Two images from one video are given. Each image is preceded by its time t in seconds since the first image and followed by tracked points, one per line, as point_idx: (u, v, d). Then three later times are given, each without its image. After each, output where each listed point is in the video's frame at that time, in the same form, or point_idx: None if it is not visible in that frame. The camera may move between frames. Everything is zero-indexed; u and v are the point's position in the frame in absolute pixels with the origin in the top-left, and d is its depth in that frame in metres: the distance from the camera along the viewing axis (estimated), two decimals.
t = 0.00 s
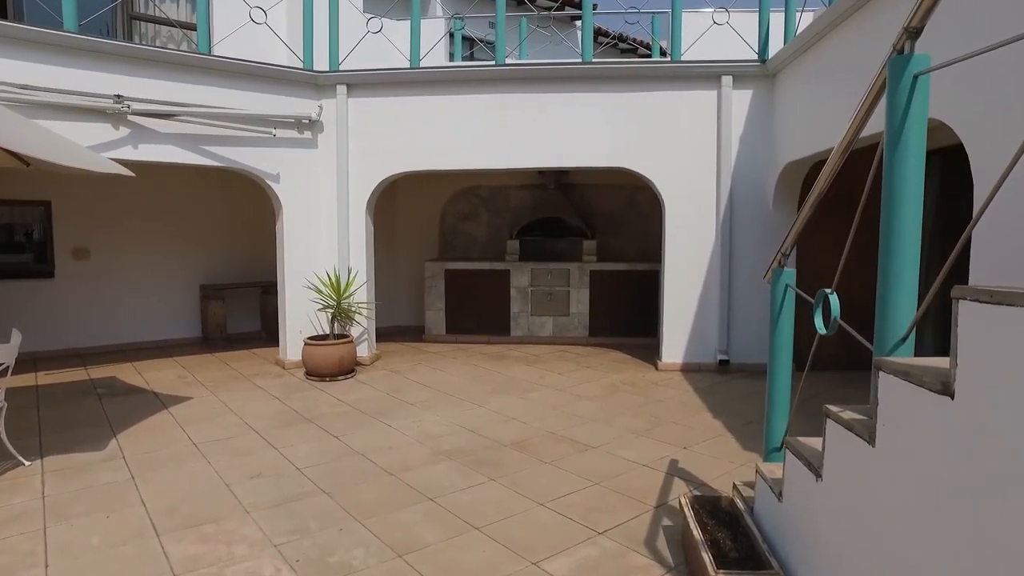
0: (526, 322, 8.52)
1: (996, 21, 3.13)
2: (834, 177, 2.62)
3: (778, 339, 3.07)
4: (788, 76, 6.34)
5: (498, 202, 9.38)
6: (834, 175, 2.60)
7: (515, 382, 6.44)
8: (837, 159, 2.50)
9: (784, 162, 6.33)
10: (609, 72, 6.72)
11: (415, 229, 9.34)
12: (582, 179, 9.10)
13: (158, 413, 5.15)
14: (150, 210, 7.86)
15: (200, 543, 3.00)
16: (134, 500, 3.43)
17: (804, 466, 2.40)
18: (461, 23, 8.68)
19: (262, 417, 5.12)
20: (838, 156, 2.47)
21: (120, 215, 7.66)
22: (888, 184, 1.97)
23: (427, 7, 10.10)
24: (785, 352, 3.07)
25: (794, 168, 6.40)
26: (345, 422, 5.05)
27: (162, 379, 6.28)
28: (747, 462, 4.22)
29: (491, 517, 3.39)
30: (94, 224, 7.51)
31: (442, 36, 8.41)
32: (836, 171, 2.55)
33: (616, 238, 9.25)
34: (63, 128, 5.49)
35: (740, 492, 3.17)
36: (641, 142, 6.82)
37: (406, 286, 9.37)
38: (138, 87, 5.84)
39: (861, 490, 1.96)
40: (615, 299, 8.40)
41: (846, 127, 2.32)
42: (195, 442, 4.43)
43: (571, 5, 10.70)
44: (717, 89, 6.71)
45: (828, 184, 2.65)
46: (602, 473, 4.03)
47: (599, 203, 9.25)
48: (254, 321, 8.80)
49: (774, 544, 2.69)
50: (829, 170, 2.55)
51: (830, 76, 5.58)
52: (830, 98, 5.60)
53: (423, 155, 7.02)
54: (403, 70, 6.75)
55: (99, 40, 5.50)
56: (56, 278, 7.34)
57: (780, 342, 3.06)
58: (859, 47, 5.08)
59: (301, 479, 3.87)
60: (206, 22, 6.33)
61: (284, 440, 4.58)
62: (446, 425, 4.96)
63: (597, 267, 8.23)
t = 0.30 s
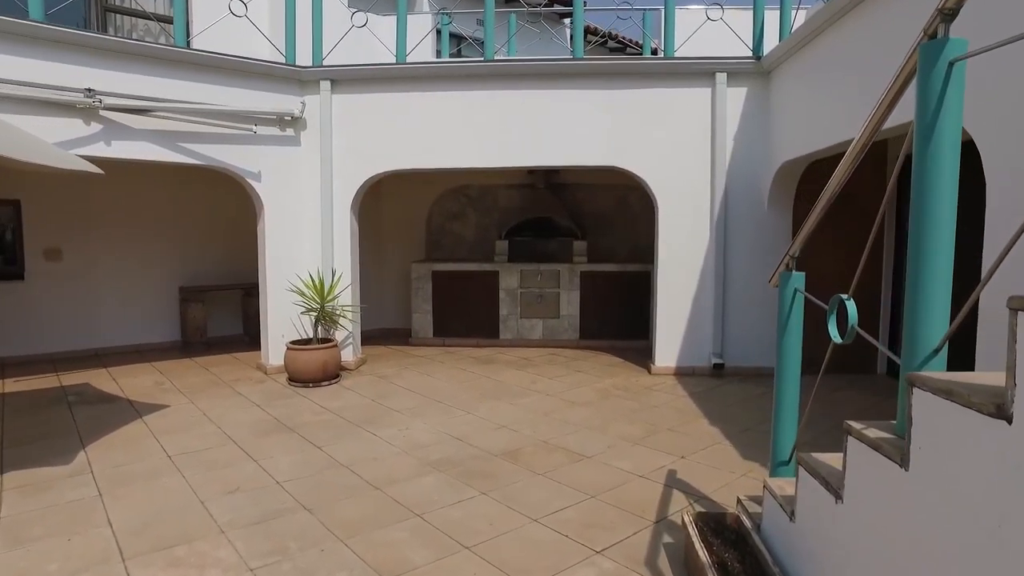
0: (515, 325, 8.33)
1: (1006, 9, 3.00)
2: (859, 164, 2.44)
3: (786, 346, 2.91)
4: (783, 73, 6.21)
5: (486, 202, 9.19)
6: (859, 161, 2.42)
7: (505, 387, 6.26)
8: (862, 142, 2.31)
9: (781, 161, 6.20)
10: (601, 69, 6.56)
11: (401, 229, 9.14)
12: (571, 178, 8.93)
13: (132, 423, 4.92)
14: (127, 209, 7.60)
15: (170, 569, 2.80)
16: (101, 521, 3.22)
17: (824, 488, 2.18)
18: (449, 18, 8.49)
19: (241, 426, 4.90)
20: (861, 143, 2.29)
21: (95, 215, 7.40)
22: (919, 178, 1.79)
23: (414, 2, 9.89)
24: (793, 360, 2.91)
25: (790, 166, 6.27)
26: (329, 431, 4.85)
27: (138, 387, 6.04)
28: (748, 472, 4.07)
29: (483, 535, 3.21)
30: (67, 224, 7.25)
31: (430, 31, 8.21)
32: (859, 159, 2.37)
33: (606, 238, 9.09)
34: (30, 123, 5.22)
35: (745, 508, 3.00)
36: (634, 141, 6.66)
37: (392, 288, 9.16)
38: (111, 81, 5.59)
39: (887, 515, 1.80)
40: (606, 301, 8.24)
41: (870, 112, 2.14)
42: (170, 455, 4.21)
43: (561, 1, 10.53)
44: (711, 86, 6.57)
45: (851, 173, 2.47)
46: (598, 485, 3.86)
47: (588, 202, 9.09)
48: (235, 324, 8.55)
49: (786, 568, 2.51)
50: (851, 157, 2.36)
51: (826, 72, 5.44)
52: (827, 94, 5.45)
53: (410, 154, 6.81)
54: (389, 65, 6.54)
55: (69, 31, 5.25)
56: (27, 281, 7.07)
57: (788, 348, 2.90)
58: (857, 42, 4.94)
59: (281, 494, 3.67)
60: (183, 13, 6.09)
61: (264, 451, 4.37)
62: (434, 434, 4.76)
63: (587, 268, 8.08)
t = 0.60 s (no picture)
0: (510, 326, 8.19)
1: None
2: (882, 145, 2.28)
3: (795, 350, 2.78)
4: (782, 70, 6.09)
5: (480, 201, 9.04)
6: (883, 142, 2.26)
7: (499, 390, 6.11)
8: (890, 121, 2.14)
9: (780, 160, 6.09)
10: (597, 65, 6.43)
11: (393, 229, 8.98)
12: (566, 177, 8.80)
13: (113, 429, 4.75)
14: (112, 209, 7.41)
15: None
16: (76, 536, 3.06)
17: (843, 503, 2.05)
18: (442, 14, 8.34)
19: (227, 433, 4.74)
20: (887, 129, 2.15)
21: (78, 214, 7.21)
22: (951, 171, 1.66)
23: None
24: (804, 363, 2.78)
25: (790, 165, 6.16)
26: (318, 437, 4.69)
27: (121, 391, 5.86)
28: (752, 480, 3.94)
29: (479, 549, 3.06)
30: (49, 224, 7.05)
31: (422, 27, 8.06)
32: (883, 146, 2.23)
33: (602, 238, 8.96)
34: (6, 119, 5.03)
35: (753, 520, 2.88)
36: (631, 139, 6.53)
37: (384, 289, 9.00)
38: (92, 76, 5.41)
39: (917, 535, 1.67)
40: (601, 302, 8.12)
41: (898, 95, 2.00)
42: (152, 463, 4.04)
43: None
44: (709, 83, 6.45)
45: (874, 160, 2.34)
46: (597, 494, 3.72)
47: (583, 201, 8.96)
48: (223, 326, 8.37)
49: None
50: (874, 142, 2.23)
51: (826, 69, 5.32)
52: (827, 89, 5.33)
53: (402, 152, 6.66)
54: (381, 61, 6.39)
55: (47, 24, 5.07)
56: (8, 281, 6.87)
57: (798, 351, 2.77)
58: (858, 35, 4.81)
59: (267, 505, 3.51)
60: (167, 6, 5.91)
61: (250, 459, 4.21)
62: (426, 440, 4.62)
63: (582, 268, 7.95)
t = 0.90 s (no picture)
0: (505, 329, 8.01)
1: None
2: (928, 124, 2.11)
3: (816, 356, 2.62)
4: (784, 66, 5.96)
5: (475, 201, 8.87)
6: (929, 121, 2.09)
7: (496, 395, 5.94)
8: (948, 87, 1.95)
9: (783, 159, 5.95)
10: (596, 61, 6.27)
11: (386, 229, 8.80)
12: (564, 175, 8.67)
13: (94, 438, 4.54)
14: (95, 208, 7.20)
15: None
16: (48, 557, 2.86)
17: (876, 525, 1.89)
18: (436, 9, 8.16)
19: (213, 442, 4.54)
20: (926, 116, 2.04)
21: (61, 214, 6.99)
22: (1006, 161, 1.50)
23: None
24: (825, 371, 2.62)
25: (793, 164, 6.02)
26: (309, 445, 4.50)
27: (105, 397, 5.65)
28: (761, 490, 3.78)
29: (477, 568, 2.89)
30: (31, 223, 6.83)
31: (416, 22, 7.88)
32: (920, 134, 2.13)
33: (599, 239, 8.80)
34: None
35: (769, 537, 2.72)
36: (630, 137, 6.38)
37: (376, 290, 8.82)
38: (73, 70, 5.20)
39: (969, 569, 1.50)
40: (599, 304, 7.96)
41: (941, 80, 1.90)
42: (132, 475, 3.83)
43: None
44: (710, 80, 6.30)
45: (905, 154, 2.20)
46: (600, 506, 3.56)
47: (580, 201, 8.80)
48: (212, 329, 8.17)
49: None
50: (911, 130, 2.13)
51: (830, 66, 5.19)
52: (829, 87, 5.21)
53: (395, 149, 6.48)
54: (374, 57, 6.21)
55: (26, 14, 4.85)
56: None
57: (819, 358, 2.62)
58: (861, 33, 4.70)
59: (254, 520, 3.32)
60: None
61: (237, 469, 4.02)
62: (421, 449, 4.44)
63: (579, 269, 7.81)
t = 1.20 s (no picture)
0: (502, 333, 7.83)
1: None
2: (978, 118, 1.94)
3: (840, 372, 2.45)
4: (788, 65, 5.81)
5: (470, 202, 8.68)
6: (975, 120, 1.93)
7: (493, 402, 5.77)
8: (1003, 78, 1.78)
9: (786, 159, 5.80)
10: (596, 58, 6.11)
11: (380, 231, 8.62)
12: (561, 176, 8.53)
13: (73, 450, 4.34)
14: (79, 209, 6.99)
15: None
16: None
17: (920, 557, 1.73)
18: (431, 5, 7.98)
19: (199, 453, 4.35)
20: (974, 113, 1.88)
21: (43, 215, 6.78)
22: None
23: None
24: (849, 389, 2.45)
25: (796, 165, 5.87)
26: (299, 457, 4.32)
27: (87, 405, 5.44)
28: (773, 504, 3.62)
29: None
30: (12, 224, 6.61)
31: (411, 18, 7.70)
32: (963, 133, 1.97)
33: (596, 241, 8.65)
34: None
35: (789, 560, 2.55)
36: (630, 136, 6.21)
37: (369, 293, 8.64)
38: (53, 64, 4.98)
39: None
40: (597, 307, 7.80)
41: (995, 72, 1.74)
42: (112, 490, 3.64)
43: None
44: (712, 78, 6.15)
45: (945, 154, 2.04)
46: (606, 522, 3.39)
47: (578, 201, 8.64)
48: (200, 333, 7.96)
49: None
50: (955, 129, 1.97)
51: (834, 64, 5.04)
52: (833, 87, 5.07)
53: (390, 149, 6.29)
54: (367, 53, 6.03)
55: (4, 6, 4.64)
56: None
57: (843, 374, 2.45)
58: (867, 31, 4.55)
59: (240, 540, 3.13)
60: None
61: (224, 484, 3.83)
62: (417, 460, 4.26)
63: (576, 272, 7.69)
